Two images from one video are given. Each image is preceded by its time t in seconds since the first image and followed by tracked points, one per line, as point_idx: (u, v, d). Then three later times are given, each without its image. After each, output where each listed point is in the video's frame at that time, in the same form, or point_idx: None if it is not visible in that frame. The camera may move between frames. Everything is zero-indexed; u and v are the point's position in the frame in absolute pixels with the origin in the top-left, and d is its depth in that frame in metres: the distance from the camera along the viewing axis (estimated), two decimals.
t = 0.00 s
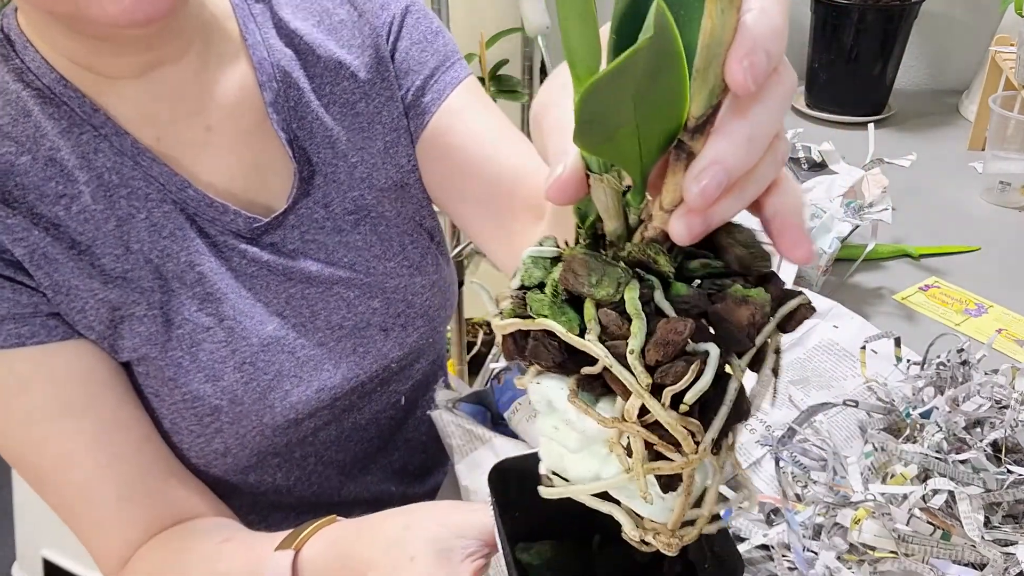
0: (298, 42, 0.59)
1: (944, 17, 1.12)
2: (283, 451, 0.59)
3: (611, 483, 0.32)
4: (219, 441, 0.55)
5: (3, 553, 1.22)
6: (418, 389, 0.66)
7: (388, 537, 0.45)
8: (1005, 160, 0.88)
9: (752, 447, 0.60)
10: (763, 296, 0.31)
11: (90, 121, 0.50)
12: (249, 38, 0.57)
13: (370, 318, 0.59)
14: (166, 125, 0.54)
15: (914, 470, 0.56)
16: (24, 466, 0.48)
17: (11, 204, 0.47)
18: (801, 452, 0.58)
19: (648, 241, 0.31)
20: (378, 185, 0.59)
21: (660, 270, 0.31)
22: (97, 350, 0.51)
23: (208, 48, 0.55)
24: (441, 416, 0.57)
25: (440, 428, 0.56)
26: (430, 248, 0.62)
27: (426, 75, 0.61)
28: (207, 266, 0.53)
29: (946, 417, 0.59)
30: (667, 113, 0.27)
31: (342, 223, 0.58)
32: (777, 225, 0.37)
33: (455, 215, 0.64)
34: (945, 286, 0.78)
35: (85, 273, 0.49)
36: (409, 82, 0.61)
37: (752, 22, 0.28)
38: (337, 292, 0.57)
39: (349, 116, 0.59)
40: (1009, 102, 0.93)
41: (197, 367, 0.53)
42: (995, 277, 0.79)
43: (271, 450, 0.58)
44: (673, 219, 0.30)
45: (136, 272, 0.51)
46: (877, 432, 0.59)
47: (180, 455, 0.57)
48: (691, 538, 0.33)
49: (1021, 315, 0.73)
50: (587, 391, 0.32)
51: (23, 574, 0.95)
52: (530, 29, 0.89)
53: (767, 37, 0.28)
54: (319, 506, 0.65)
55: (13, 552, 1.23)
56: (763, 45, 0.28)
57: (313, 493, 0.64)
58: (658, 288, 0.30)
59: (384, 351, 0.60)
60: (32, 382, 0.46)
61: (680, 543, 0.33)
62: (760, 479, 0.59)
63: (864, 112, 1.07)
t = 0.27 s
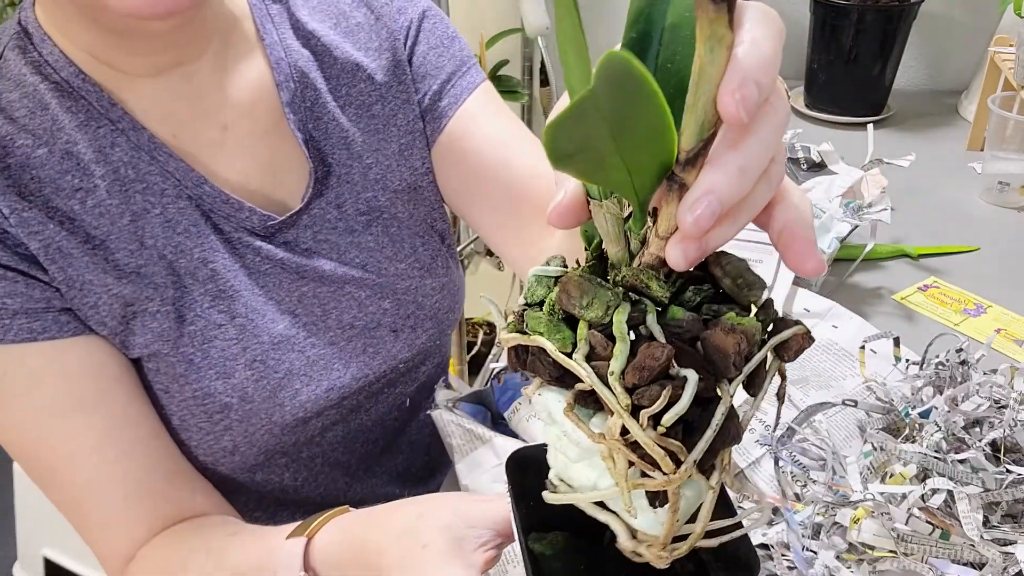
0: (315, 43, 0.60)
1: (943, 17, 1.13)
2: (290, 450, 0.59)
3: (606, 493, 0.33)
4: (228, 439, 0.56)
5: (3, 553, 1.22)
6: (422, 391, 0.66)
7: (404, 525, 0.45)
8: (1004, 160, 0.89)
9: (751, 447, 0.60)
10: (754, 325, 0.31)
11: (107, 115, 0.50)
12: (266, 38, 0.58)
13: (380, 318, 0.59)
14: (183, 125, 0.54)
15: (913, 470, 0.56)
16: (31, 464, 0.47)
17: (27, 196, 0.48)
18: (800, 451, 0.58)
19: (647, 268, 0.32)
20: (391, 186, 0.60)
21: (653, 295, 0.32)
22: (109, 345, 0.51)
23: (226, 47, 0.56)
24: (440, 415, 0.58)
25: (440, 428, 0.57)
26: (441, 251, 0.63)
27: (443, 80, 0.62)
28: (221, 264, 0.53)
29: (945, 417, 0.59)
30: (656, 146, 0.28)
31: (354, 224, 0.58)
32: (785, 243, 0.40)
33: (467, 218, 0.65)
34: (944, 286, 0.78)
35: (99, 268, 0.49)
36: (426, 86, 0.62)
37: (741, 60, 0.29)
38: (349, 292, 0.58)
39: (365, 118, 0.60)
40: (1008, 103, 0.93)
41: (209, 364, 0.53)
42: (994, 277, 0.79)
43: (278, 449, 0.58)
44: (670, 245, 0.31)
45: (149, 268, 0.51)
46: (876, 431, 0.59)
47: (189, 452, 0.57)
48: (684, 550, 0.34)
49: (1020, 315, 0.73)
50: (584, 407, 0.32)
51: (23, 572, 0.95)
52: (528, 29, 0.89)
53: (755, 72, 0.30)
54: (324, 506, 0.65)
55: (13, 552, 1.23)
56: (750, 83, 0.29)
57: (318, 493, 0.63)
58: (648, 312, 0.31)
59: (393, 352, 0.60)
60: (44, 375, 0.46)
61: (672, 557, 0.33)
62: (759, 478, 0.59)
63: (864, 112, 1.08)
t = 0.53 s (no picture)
0: (335, 45, 0.60)
1: (943, 18, 1.13)
2: (298, 447, 0.59)
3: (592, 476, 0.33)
4: (237, 434, 0.56)
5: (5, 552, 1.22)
6: (427, 393, 0.67)
7: (409, 512, 0.45)
8: (1004, 160, 0.89)
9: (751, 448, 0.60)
10: (734, 311, 0.31)
11: (129, 107, 0.50)
12: (288, 37, 0.58)
13: (392, 319, 0.59)
14: (205, 118, 0.55)
15: (913, 470, 0.56)
16: (42, 454, 0.48)
17: (47, 184, 0.48)
18: (799, 451, 0.58)
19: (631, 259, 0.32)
20: (407, 189, 0.60)
21: (636, 284, 0.32)
22: (122, 337, 0.51)
23: (250, 44, 0.56)
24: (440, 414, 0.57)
25: (440, 427, 0.56)
26: (453, 255, 0.63)
27: (460, 87, 0.63)
28: (236, 259, 0.53)
29: (945, 417, 0.60)
30: (631, 138, 0.29)
31: (368, 225, 0.58)
32: (765, 238, 0.39)
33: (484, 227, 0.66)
34: (944, 286, 0.78)
35: (115, 259, 0.49)
36: (443, 93, 0.63)
37: (718, 50, 0.29)
38: (362, 291, 0.57)
39: (383, 121, 0.60)
40: (1008, 103, 0.93)
41: (221, 359, 0.53)
42: (994, 277, 0.79)
43: (286, 446, 0.58)
44: (652, 237, 0.31)
45: (166, 261, 0.51)
46: (876, 431, 0.59)
47: (197, 445, 0.57)
48: (671, 536, 0.33)
49: (1020, 315, 0.73)
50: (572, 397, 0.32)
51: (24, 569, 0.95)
52: (528, 28, 0.90)
53: (731, 65, 0.29)
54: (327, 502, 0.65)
55: (14, 551, 1.23)
56: (728, 72, 0.29)
57: (323, 490, 0.64)
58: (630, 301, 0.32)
59: (403, 353, 0.60)
60: (58, 365, 0.47)
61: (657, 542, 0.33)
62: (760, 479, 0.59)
63: (863, 113, 1.08)
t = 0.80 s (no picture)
0: (354, 48, 0.61)
1: (943, 18, 1.13)
2: (304, 441, 0.59)
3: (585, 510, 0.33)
4: (246, 426, 0.55)
5: (5, 553, 1.22)
6: (426, 393, 0.66)
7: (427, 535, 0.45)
8: (1004, 160, 0.89)
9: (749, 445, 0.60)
10: (714, 367, 0.31)
11: (152, 100, 0.51)
12: (309, 38, 0.59)
13: (402, 317, 0.60)
14: (224, 115, 0.56)
15: (913, 469, 0.56)
16: (48, 447, 0.48)
17: (68, 172, 0.48)
18: (800, 451, 0.59)
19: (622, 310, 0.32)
20: (418, 191, 0.61)
21: (626, 335, 0.31)
22: (133, 328, 0.51)
23: (271, 46, 0.57)
24: (441, 413, 0.56)
25: (440, 427, 0.55)
26: (461, 257, 0.65)
27: (473, 101, 0.65)
28: (250, 253, 0.54)
29: (945, 417, 0.60)
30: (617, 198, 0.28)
31: (380, 225, 0.59)
32: (741, 283, 0.40)
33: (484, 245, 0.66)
34: (943, 286, 0.78)
35: (132, 249, 0.50)
36: (457, 104, 0.64)
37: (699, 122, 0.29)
38: (373, 288, 0.58)
39: (396, 125, 0.61)
40: (1008, 103, 0.93)
41: (234, 351, 0.53)
42: (994, 278, 0.79)
43: (293, 441, 0.58)
44: (643, 294, 0.30)
45: (182, 253, 0.51)
46: (875, 431, 0.59)
47: (202, 437, 0.56)
48: None
49: (1020, 315, 0.73)
50: (571, 437, 0.32)
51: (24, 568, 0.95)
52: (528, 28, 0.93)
53: (715, 139, 0.29)
54: (328, 499, 0.65)
55: (13, 551, 1.23)
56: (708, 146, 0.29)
57: (324, 487, 0.63)
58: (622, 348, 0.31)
59: (410, 352, 0.61)
60: (73, 355, 0.47)
61: None
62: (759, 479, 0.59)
63: (863, 113, 1.08)
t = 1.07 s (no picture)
0: (365, 50, 0.62)
1: (942, 19, 1.13)
2: (312, 435, 0.59)
3: None
4: (256, 417, 0.55)
5: (7, 552, 1.23)
6: (428, 393, 0.67)
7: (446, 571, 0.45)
8: (1003, 160, 0.89)
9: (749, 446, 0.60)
10: (725, 466, 0.28)
11: (169, 95, 0.52)
12: (322, 39, 0.61)
13: (410, 313, 0.60)
14: (237, 112, 0.56)
15: (911, 469, 0.56)
16: (59, 437, 0.47)
17: (86, 164, 0.49)
18: (799, 451, 0.58)
19: (641, 398, 0.29)
20: (426, 190, 0.62)
21: (646, 425, 0.28)
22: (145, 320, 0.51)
23: (284, 46, 0.58)
24: (441, 414, 0.57)
25: (440, 427, 0.56)
26: (467, 255, 0.66)
27: (480, 111, 0.66)
28: (262, 247, 0.54)
29: (943, 416, 0.60)
30: (645, 301, 0.26)
31: (389, 223, 0.61)
32: (749, 380, 0.37)
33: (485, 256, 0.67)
34: (942, 287, 0.78)
35: (147, 240, 0.51)
36: (464, 113, 0.65)
37: (730, 230, 0.26)
38: (383, 285, 0.59)
39: (404, 126, 0.62)
40: (1006, 103, 0.94)
41: (246, 343, 0.54)
42: (992, 278, 0.79)
43: (301, 433, 0.58)
44: (663, 390, 0.28)
45: (195, 245, 0.52)
46: (874, 431, 0.59)
47: (209, 430, 0.56)
48: None
49: (1019, 315, 0.74)
50: (586, 516, 0.29)
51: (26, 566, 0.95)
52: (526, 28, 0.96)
53: (748, 244, 0.27)
54: (331, 494, 0.66)
55: (14, 550, 1.24)
56: (735, 256, 0.27)
57: (327, 481, 0.64)
58: (638, 435, 0.28)
59: (418, 347, 0.61)
60: (87, 348, 0.47)
61: None
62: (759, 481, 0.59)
63: (863, 113, 1.08)
